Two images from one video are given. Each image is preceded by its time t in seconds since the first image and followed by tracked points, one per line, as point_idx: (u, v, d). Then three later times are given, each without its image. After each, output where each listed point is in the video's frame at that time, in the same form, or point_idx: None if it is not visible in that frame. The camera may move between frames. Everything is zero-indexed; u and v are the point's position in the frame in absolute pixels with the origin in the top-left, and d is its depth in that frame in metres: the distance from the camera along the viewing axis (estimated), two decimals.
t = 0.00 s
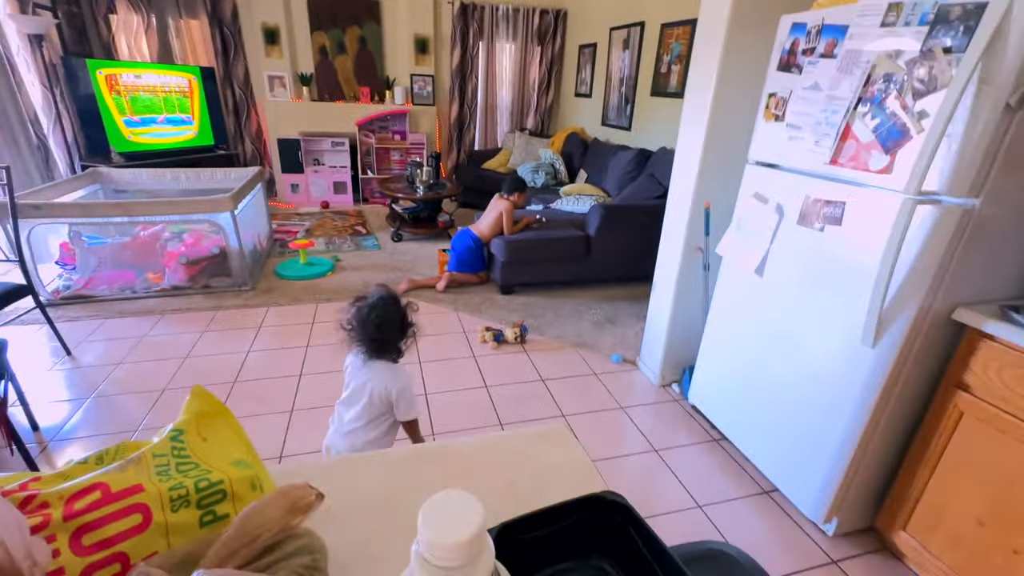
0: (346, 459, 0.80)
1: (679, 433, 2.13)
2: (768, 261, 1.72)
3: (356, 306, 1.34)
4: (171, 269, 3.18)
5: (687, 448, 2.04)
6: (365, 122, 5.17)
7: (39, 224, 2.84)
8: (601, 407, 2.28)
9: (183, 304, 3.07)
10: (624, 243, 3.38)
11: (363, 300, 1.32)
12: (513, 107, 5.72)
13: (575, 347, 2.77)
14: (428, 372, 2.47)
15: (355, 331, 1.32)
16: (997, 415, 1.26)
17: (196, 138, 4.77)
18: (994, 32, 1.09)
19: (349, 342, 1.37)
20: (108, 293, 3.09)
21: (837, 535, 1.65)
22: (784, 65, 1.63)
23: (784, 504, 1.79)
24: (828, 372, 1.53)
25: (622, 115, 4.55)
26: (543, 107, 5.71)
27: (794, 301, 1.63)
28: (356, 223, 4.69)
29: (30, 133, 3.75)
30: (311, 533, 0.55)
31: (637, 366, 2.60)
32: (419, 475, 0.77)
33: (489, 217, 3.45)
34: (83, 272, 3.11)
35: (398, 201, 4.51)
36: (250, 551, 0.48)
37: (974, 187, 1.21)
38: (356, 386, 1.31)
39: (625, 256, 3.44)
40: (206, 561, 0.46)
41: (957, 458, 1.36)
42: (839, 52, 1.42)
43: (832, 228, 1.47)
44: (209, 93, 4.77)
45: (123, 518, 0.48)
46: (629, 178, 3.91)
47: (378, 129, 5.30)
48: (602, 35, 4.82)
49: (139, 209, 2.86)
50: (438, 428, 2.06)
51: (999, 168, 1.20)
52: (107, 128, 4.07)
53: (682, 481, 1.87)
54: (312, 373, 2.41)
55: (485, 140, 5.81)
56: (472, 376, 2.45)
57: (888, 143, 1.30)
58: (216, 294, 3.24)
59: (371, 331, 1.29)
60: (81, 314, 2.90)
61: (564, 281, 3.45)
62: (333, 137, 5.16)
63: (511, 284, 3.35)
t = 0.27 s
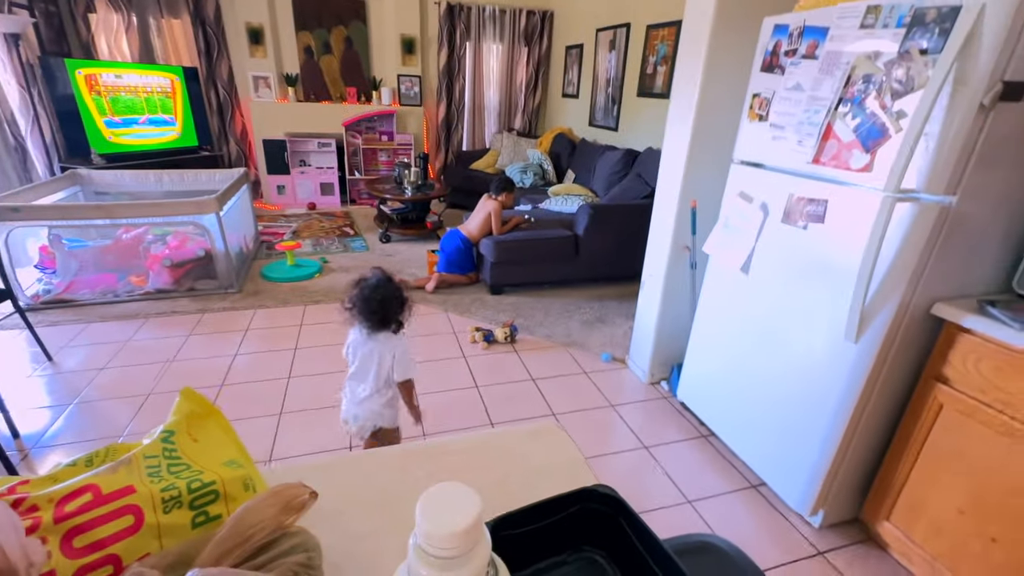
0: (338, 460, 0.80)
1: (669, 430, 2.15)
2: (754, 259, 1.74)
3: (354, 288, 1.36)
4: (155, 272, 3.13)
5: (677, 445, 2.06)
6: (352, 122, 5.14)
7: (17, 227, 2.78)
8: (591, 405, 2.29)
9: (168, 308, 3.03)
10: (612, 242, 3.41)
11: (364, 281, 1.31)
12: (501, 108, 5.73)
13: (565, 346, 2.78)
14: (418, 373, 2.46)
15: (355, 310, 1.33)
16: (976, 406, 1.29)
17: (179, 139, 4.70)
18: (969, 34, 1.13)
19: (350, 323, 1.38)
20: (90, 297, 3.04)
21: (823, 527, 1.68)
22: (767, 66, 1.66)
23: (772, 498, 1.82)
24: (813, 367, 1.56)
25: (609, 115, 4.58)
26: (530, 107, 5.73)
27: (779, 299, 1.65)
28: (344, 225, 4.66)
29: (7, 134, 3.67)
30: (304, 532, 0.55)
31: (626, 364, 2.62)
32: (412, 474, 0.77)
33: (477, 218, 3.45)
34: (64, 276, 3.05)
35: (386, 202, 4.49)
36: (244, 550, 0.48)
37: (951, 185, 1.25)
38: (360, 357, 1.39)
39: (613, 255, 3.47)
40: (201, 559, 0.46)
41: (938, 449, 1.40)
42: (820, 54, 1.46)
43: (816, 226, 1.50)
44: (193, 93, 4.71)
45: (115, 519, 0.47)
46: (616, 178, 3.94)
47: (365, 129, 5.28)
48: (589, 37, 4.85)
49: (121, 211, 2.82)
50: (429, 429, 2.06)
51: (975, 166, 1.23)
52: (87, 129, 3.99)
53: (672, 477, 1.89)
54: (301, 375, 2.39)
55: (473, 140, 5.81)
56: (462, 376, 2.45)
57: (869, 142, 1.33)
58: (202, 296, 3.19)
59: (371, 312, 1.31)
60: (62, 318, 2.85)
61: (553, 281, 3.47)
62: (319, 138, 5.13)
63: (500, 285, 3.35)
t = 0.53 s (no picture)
0: (334, 465, 0.80)
1: (659, 429, 2.18)
2: (740, 260, 1.77)
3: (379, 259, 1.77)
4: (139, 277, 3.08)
5: (667, 443, 2.09)
6: (339, 125, 5.11)
7: None
8: (582, 405, 2.31)
9: (153, 313, 2.99)
10: (601, 244, 3.43)
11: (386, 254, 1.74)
12: (489, 110, 5.74)
13: (555, 347, 2.80)
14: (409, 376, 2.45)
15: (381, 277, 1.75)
16: (955, 402, 1.33)
17: (162, 142, 4.63)
18: (944, 41, 1.17)
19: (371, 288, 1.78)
20: (73, 303, 2.99)
21: (810, 522, 1.71)
22: (751, 71, 1.69)
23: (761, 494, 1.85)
24: (799, 365, 1.59)
25: (596, 117, 4.61)
26: (518, 109, 5.74)
27: (766, 298, 1.68)
28: (332, 227, 4.63)
29: None
30: (305, 536, 0.55)
31: (616, 365, 2.65)
32: (409, 477, 0.77)
33: (467, 220, 3.45)
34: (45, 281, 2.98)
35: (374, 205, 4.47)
36: (244, 556, 0.49)
37: (929, 187, 1.28)
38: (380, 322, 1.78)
39: (602, 257, 3.50)
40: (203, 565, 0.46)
41: (919, 444, 1.43)
42: (803, 59, 1.49)
43: (800, 227, 1.53)
44: (176, 94, 4.64)
45: (115, 527, 0.47)
46: (605, 180, 3.97)
47: (353, 131, 5.25)
48: (575, 39, 4.88)
49: (104, 215, 2.77)
50: (421, 432, 2.06)
51: (951, 169, 1.27)
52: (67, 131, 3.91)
53: (663, 476, 1.91)
54: (290, 380, 2.37)
55: (461, 142, 5.81)
56: (453, 378, 2.45)
57: (850, 146, 1.36)
58: (187, 301, 3.15)
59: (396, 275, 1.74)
60: (44, 325, 2.79)
61: (543, 282, 3.48)
62: (306, 140, 5.09)
63: (490, 287, 3.36)
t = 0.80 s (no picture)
0: (331, 475, 0.80)
1: (652, 435, 2.19)
2: (732, 268, 1.80)
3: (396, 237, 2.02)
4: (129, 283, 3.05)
5: (660, 450, 2.10)
6: (332, 130, 5.11)
7: None
8: (576, 412, 2.32)
9: (143, 319, 2.96)
10: (594, 250, 3.45)
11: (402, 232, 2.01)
12: (482, 116, 5.76)
13: (549, 354, 2.81)
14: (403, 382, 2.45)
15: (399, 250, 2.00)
16: (941, 408, 1.36)
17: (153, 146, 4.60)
18: (929, 55, 1.19)
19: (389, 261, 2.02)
20: (61, 310, 2.95)
21: (801, 527, 1.73)
22: (742, 82, 1.72)
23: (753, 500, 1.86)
24: (789, 373, 1.62)
25: (589, 125, 4.65)
26: (512, 116, 5.77)
27: (757, 306, 1.71)
28: (325, 233, 4.62)
29: None
30: (303, 548, 0.55)
31: (610, 371, 2.66)
32: (407, 487, 0.78)
33: (461, 226, 3.46)
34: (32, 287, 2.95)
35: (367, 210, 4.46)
36: (244, 569, 0.49)
37: (915, 198, 1.31)
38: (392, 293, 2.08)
39: (595, 263, 3.52)
40: None
41: (907, 450, 1.46)
42: (793, 71, 1.52)
43: (791, 236, 1.56)
44: (167, 99, 4.62)
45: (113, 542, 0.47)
46: (597, 187, 3.99)
47: (346, 137, 5.25)
48: (569, 48, 4.92)
49: (94, 221, 2.75)
50: (415, 439, 2.05)
51: (936, 181, 1.30)
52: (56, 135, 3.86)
53: (657, 482, 1.92)
54: (283, 387, 2.36)
55: (455, 148, 5.83)
56: (447, 385, 2.45)
57: (839, 157, 1.39)
58: (178, 307, 3.13)
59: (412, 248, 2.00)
60: (31, 332, 2.76)
61: (536, 289, 3.49)
62: (299, 145, 5.08)
63: (484, 293, 3.37)
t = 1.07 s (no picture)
0: (325, 488, 0.79)
1: (648, 447, 2.18)
2: (726, 279, 1.81)
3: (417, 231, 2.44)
4: (122, 292, 3.03)
5: (656, 462, 2.09)
6: (328, 141, 5.14)
7: None
8: (571, 423, 2.31)
9: (136, 329, 2.94)
10: (589, 261, 3.47)
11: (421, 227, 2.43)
12: (479, 128, 5.81)
13: (544, 365, 2.81)
14: (398, 393, 2.44)
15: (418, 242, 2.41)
16: (933, 420, 1.37)
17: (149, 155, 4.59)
18: (916, 73, 1.22)
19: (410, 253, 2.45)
20: (53, 319, 2.93)
21: (797, 540, 1.72)
22: (734, 97, 1.75)
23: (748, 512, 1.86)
24: (783, 384, 1.62)
25: (584, 137, 4.70)
26: (507, 128, 5.82)
27: (751, 318, 1.72)
28: (320, 243, 4.62)
29: None
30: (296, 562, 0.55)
31: (605, 382, 2.66)
32: (401, 500, 0.77)
33: (456, 237, 3.48)
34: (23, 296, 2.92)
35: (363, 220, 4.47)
36: None
37: (905, 212, 1.33)
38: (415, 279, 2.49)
39: (590, 274, 3.53)
40: None
41: (901, 461, 1.46)
42: (784, 87, 1.54)
43: (783, 249, 1.57)
44: (164, 108, 4.63)
45: (105, 555, 0.47)
46: (592, 199, 4.02)
47: (343, 148, 5.28)
48: (564, 61, 4.99)
49: (87, 230, 2.73)
50: (409, 450, 2.04)
51: (925, 195, 1.32)
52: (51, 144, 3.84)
53: (652, 494, 1.91)
54: (277, 398, 2.34)
55: (451, 159, 5.86)
56: (442, 396, 2.45)
57: (830, 171, 1.41)
58: (172, 317, 3.11)
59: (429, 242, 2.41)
60: (22, 342, 2.73)
61: (532, 299, 3.50)
62: (295, 155, 5.11)
63: (479, 304, 3.37)
